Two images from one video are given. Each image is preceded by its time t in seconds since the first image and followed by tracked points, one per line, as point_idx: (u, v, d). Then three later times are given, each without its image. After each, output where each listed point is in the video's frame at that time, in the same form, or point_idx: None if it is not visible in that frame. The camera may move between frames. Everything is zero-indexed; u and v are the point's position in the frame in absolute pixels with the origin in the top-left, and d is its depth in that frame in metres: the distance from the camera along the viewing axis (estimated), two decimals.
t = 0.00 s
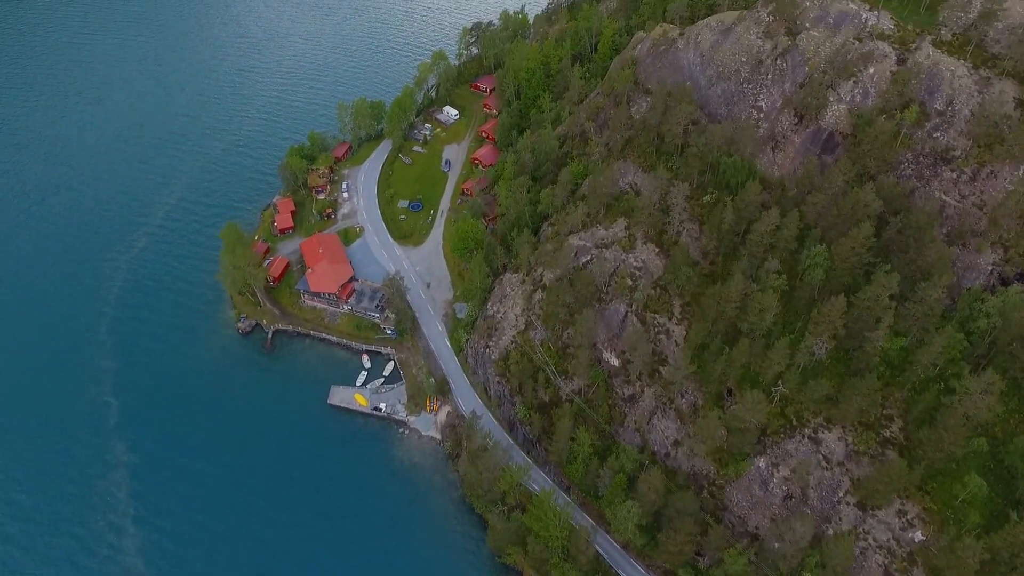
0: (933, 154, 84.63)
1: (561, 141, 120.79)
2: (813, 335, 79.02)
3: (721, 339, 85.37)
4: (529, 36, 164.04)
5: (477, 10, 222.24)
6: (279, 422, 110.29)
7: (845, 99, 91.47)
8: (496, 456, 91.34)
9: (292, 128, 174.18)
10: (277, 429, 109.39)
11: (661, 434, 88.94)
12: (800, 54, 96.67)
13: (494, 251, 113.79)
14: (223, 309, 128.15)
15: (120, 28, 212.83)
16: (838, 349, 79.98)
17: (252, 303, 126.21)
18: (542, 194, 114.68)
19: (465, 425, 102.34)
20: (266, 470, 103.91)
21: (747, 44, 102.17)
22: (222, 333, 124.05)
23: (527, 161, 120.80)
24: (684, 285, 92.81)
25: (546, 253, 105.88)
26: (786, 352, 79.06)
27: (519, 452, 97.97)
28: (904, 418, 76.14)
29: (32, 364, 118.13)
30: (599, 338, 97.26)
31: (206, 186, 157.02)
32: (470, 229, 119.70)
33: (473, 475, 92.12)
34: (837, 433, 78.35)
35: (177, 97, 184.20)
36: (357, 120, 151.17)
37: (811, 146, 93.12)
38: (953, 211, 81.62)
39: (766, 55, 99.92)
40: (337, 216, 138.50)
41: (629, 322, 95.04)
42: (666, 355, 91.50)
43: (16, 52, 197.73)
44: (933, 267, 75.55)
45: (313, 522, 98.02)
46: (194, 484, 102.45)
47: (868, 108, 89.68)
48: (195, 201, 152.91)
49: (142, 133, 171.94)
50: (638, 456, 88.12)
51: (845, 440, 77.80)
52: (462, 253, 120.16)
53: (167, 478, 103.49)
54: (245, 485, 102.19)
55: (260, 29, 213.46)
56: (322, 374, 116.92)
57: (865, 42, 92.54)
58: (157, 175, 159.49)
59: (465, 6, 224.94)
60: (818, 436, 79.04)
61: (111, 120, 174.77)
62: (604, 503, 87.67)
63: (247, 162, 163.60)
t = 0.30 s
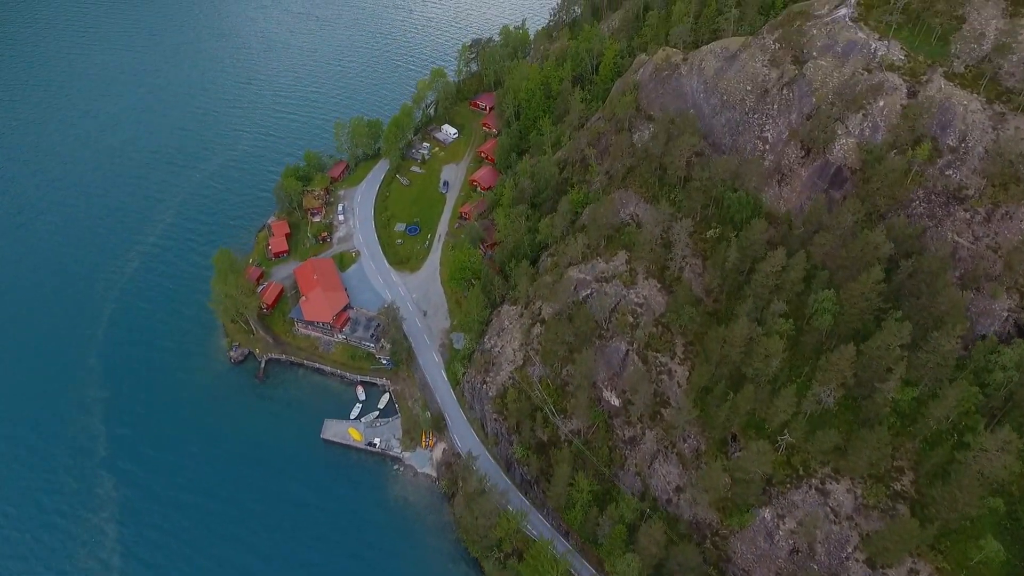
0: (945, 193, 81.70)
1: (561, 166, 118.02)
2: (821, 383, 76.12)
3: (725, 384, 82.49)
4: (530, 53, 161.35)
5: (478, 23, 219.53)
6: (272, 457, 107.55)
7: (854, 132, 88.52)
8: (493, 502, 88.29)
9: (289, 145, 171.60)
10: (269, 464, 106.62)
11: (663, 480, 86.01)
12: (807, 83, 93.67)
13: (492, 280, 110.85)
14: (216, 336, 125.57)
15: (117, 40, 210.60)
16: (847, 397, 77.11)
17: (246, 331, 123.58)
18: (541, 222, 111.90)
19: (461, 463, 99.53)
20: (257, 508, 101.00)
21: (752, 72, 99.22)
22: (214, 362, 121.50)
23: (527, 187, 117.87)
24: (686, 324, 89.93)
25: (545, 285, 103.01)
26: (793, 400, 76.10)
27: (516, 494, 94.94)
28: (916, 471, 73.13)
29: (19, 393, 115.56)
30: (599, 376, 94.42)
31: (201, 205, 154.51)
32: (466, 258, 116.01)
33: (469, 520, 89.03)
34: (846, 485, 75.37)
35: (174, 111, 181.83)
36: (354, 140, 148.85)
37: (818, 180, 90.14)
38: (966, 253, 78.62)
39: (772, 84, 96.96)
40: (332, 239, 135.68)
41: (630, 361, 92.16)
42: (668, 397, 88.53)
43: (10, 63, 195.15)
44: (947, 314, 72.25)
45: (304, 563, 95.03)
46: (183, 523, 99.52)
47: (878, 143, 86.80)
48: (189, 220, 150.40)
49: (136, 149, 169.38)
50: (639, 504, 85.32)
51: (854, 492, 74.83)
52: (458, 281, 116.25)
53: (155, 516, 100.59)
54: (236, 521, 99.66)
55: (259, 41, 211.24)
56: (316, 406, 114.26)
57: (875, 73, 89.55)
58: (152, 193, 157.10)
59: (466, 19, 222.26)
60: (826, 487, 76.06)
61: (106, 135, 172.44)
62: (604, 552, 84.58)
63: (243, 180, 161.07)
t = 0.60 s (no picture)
0: (958, 234, 78.76)
1: (560, 193, 115.24)
2: (829, 434, 73.22)
3: (729, 432, 79.61)
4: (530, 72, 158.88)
5: (477, 37, 216.94)
6: (262, 494, 104.65)
7: (862, 168, 85.68)
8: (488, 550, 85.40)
9: (285, 163, 169.00)
10: (260, 501, 103.72)
11: (665, 528, 82.97)
12: (813, 115, 90.69)
13: (489, 312, 108.00)
14: (207, 365, 122.88)
15: (111, 53, 208.01)
16: (855, 448, 74.23)
17: (238, 360, 120.84)
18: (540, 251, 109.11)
19: (457, 504, 96.76)
20: (247, 549, 98.17)
21: (757, 101, 96.21)
22: (204, 393, 118.63)
23: (525, 214, 114.78)
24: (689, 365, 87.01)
25: (543, 320, 100.08)
26: (800, 451, 73.22)
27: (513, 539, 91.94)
28: (929, 528, 69.91)
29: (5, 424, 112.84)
30: (598, 416, 91.53)
31: (194, 226, 151.92)
32: (463, 287, 113.09)
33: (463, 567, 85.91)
34: (856, 540, 72.08)
35: (169, 127, 179.41)
36: (350, 161, 146.18)
37: (825, 217, 87.20)
38: (980, 298, 75.62)
39: (777, 114, 93.92)
40: (327, 263, 132.78)
41: (631, 402, 89.27)
42: (670, 441, 85.57)
43: (4, 76, 192.73)
44: (961, 365, 69.24)
45: None
46: (170, 564, 96.68)
47: (887, 180, 83.94)
48: (182, 242, 147.87)
49: (129, 166, 166.85)
50: (640, 554, 82.40)
51: (863, 548, 71.54)
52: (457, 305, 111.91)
53: (142, 556, 97.78)
54: (226, 561, 97.11)
55: (256, 54, 208.83)
56: (309, 440, 111.48)
57: (884, 106, 86.49)
58: (145, 212, 154.58)
59: (465, 33, 219.61)
60: (834, 543, 72.81)
61: (99, 152, 169.96)
62: None
63: (238, 200, 158.49)
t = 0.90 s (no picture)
0: (972, 277, 75.74)
1: (559, 221, 112.55)
2: (838, 489, 70.19)
3: (734, 483, 76.63)
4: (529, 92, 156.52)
5: (476, 51, 214.34)
6: (253, 532, 101.58)
7: (871, 205, 82.83)
8: None
9: (281, 181, 166.33)
10: (250, 541, 100.59)
11: None
12: (821, 149, 87.77)
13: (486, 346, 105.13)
14: (198, 395, 119.97)
15: (107, 67, 205.39)
16: (865, 504, 71.16)
17: (229, 390, 117.97)
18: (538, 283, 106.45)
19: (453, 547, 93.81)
20: None
21: (762, 132, 93.22)
22: (194, 425, 115.69)
23: (523, 242, 111.64)
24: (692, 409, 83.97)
25: (542, 356, 97.14)
26: (808, 507, 70.11)
27: None
28: None
29: None
30: (598, 459, 88.57)
31: (187, 247, 149.30)
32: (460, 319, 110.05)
33: None
34: None
35: (163, 144, 177.02)
36: (346, 182, 143.66)
37: (833, 256, 84.33)
38: (996, 346, 72.51)
39: (783, 147, 90.96)
40: (322, 290, 130.07)
41: (631, 445, 86.32)
42: (672, 488, 82.38)
43: None
44: (977, 420, 66.31)
45: None
46: None
47: (897, 219, 81.03)
48: (175, 264, 145.34)
49: (123, 184, 164.41)
50: None
51: None
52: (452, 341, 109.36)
53: None
54: None
55: (253, 67, 206.46)
56: (302, 475, 108.54)
57: (894, 141, 83.48)
58: (137, 232, 152.06)
59: (464, 46, 217.00)
60: None
61: (92, 169, 167.62)
62: None
63: (232, 220, 155.88)
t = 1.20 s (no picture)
0: (987, 323, 72.79)
1: (558, 252, 109.87)
2: (850, 551, 67.17)
3: (740, 538, 73.53)
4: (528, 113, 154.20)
5: (474, 66, 212.40)
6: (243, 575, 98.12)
7: (881, 246, 79.81)
8: None
9: (276, 201, 163.72)
10: None
11: None
12: (828, 185, 84.83)
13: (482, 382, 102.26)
14: (188, 427, 116.66)
15: (100, 81, 202.60)
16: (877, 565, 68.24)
17: (219, 424, 114.88)
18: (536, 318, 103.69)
19: None
20: None
21: (767, 166, 90.18)
22: (184, 459, 112.47)
23: (521, 272, 108.62)
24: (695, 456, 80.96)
25: (540, 395, 93.97)
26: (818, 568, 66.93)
27: None
28: None
29: None
30: (598, 505, 85.55)
31: (180, 270, 146.51)
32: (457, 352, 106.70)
33: None
34: None
35: (157, 161, 174.33)
36: (341, 206, 140.99)
37: (841, 298, 81.52)
38: (1012, 398, 69.49)
39: (789, 181, 87.98)
40: (316, 318, 127.06)
41: (632, 493, 83.43)
42: (675, 539, 79.24)
43: None
44: (994, 481, 63.16)
45: None
46: None
47: (909, 261, 78.07)
48: (168, 288, 142.52)
49: (115, 203, 161.57)
50: None
51: None
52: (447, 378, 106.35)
53: None
54: None
55: (249, 80, 203.97)
56: (293, 513, 105.41)
57: (904, 178, 80.47)
58: (129, 254, 149.20)
59: (462, 61, 215.04)
60: None
61: (84, 187, 164.84)
62: None
63: (226, 242, 153.10)
